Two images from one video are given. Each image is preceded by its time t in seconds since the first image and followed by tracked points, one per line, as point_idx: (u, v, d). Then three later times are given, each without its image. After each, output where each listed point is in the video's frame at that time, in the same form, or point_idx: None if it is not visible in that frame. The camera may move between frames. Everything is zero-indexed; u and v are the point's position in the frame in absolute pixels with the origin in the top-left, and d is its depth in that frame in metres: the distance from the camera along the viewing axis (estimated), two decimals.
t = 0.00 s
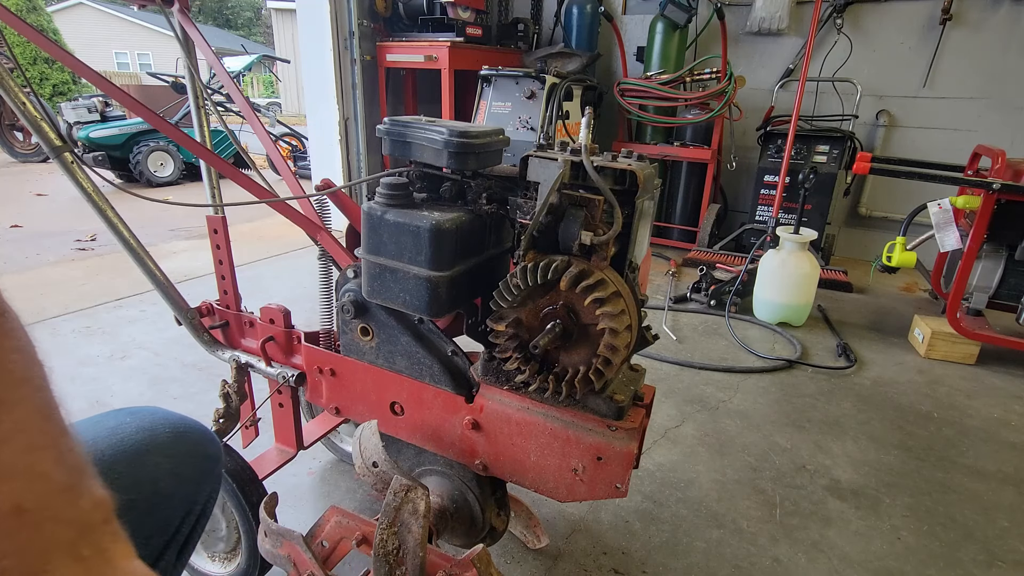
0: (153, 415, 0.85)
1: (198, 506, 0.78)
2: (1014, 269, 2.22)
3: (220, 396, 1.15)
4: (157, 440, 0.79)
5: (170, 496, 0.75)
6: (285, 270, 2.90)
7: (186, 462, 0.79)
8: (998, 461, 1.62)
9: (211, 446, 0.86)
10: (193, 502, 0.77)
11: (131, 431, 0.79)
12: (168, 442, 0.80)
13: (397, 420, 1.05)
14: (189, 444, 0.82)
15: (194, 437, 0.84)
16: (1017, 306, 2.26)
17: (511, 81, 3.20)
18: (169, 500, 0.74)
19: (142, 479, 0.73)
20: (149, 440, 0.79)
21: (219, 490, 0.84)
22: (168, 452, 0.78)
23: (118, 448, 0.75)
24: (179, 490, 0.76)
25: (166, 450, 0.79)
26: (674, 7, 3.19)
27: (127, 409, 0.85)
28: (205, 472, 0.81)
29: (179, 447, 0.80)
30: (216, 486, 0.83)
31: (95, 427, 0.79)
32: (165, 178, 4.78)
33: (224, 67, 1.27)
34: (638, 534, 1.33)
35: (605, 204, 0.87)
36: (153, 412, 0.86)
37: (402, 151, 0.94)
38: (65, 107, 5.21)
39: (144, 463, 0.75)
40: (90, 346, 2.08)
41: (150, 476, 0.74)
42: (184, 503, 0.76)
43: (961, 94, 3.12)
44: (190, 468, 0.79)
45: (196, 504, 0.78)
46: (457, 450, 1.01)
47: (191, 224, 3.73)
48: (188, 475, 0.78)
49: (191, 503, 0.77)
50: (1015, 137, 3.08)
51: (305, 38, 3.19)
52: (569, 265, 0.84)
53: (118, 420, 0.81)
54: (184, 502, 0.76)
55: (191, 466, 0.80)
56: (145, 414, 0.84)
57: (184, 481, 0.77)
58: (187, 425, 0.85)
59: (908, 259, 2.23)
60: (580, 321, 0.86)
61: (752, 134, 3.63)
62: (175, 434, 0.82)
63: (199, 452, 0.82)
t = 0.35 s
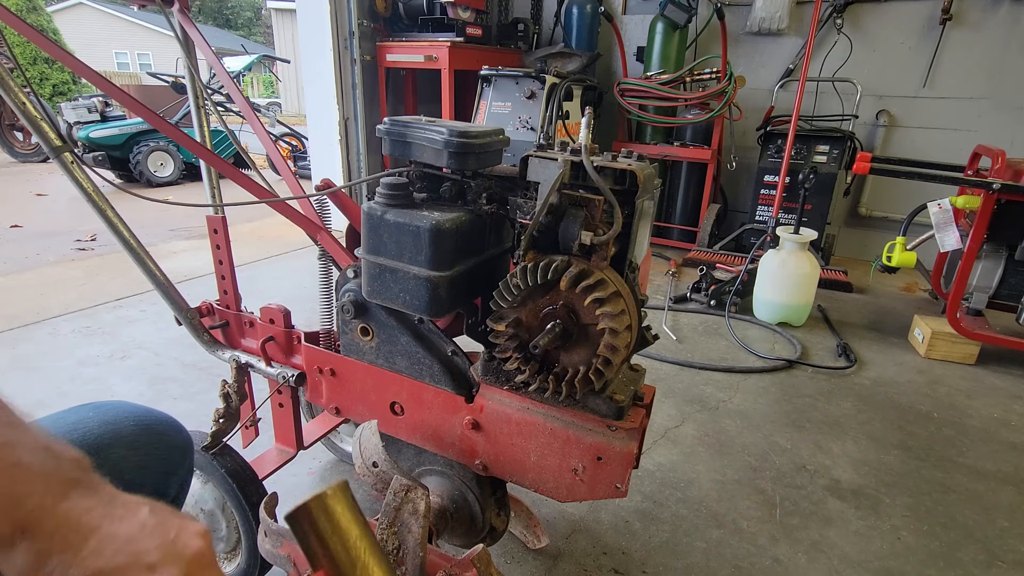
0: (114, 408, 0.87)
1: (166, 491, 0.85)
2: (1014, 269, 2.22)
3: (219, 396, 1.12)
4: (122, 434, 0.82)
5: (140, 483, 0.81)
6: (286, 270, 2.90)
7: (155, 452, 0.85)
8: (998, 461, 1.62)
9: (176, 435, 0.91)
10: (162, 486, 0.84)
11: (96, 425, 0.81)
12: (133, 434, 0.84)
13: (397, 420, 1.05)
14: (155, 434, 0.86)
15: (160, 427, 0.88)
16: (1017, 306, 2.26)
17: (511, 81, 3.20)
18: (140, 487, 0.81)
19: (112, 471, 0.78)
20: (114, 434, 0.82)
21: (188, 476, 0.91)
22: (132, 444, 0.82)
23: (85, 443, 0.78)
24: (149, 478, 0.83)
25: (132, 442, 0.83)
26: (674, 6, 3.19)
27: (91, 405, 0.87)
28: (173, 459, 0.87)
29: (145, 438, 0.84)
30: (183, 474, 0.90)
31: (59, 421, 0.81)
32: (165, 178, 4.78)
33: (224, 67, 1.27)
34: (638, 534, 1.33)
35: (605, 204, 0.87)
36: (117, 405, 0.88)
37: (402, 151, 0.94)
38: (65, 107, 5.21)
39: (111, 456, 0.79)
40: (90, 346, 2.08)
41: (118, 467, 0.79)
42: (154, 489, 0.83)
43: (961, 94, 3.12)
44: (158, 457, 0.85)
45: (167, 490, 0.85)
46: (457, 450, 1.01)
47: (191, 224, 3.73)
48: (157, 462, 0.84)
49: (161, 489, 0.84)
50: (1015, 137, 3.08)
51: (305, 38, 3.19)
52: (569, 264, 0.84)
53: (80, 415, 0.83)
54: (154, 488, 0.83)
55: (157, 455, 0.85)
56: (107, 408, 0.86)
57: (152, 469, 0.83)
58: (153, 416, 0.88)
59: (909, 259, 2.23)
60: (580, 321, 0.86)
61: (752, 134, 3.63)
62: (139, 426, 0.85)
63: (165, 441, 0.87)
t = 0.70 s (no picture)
0: (110, 408, 0.77)
1: (159, 496, 0.74)
2: (1014, 269, 2.22)
3: (220, 396, 1.12)
4: (114, 433, 0.72)
5: (129, 489, 0.70)
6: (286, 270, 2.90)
7: (145, 454, 0.74)
8: (998, 461, 1.62)
9: (172, 435, 0.80)
10: (152, 493, 0.73)
11: (86, 426, 0.71)
12: (126, 435, 0.73)
13: (397, 420, 1.05)
14: (150, 435, 0.76)
15: (155, 428, 0.78)
16: (1017, 306, 2.26)
17: (511, 81, 3.20)
18: (127, 493, 0.70)
19: (97, 475, 0.68)
20: (105, 434, 0.71)
21: (183, 481, 0.79)
22: (126, 443, 0.73)
23: (74, 444, 0.68)
24: (138, 482, 0.72)
25: (123, 442, 0.72)
26: (674, 7, 3.19)
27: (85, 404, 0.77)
28: (166, 462, 0.76)
29: (136, 436, 0.74)
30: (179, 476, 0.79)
31: (44, 424, 0.71)
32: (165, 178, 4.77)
33: (224, 67, 1.27)
34: (638, 534, 1.33)
35: (605, 205, 0.87)
36: (108, 404, 0.78)
37: (402, 151, 0.94)
38: (65, 107, 5.21)
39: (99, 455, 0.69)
40: (90, 346, 2.08)
41: (106, 469, 0.69)
42: (144, 496, 0.72)
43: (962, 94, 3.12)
44: (150, 459, 0.74)
45: (159, 496, 0.74)
46: (457, 450, 1.01)
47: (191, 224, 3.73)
48: (148, 465, 0.74)
49: (151, 495, 0.73)
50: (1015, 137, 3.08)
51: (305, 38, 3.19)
52: (569, 264, 0.84)
53: (73, 415, 0.74)
54: (145, 494, 0.72)
55: (151, 457, 0.75)
56: (102, 407, 0.76)
57: (143, 472, 0.73)
58: (145, 414, 0.78)
59: (908, 259, 2.23)
60: (580, 321, 0.86)
61: (751, 134, 3.64)
62: (133, 426, 0.75)
63: (159, 441, 0.77)
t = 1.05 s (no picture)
0: (121, 407, 0.76)
1: (168, 492, 0.72)
2: (1014, 269, 2.22)
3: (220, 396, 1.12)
4: (125, 430, 0.71)
5: (139, 485, 0.68)
6: (286, 270, 2.91)
7: (155, 451, 0.72)
8: (999, 461, 1.62)
9: (182, 434, 0.78)
10: (162, 490, 0.71)
11: (99, 424, 0.70)
12: (137, 432, 0.72)
13: (396, 420, 1.05)
14: (160, 434, 0.74)
15: (165, 426, 0.76)
16: (1017, 306, 2.26)
17: (511, 81, 3.20)
18: (138, 488, 0.68)
19: (108, 470, 0.66)
20: (116, 433, 0.70)
21: (192, 479, 0.77)
22: (137, 440, 0.71)
23: (86, 441, 0.67)
24: (148, 478, 0.69)
25: (134, 439, 0.70)
26: (674, 7, 3.19)
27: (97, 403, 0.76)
28: (176, 459, 0.74)
29: (145, 434, 0.72)
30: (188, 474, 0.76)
31: (54, 421, 0.69)
32: (166, 178, 4.78)
33: (224, 67, 1.27)
34: (638, 534, 1.33)
35: (605, 205, 0.87)
36: (120, 403, 0.76)
37: (402, 151, 0.94)
38: (65, 108, 5.22)
39: (109, 451, 0.67)
40: (90, 346, 2.08)
41: (117, 465, 0.67)
42: (154, 492, 0.70)
43: (962, 94, 3.12)
44: (161, 456, 0.72)
45: (168, 492, 0.72)
46: (457, 450, 1.01)
47: (191, 224, 3.73)
48: (158, 461, 0.71)
49: (161, 491, 0.71)
50: (1015, 137, 3.08)
51: (305, 38, 3.19)
52: (569, 265, 0.84)
53: (85, 412, 0.72)
54: (154, 489, 0.70)
55: (162, 454, 0.72)
56: (114, 405, 0.75)
57: (154, 467, 0.70)
58: (154, 412, 0.77)
59: (908, 259, 2.23)
60: (580, 321, 0.86)
61: (752, 134, 3.64)
62: (145, 425, 0.73)
63: (168, 439, 0.74)
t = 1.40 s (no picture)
0: (205, 408, 0.74)
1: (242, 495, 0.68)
2: (1014, 269, 2.22)
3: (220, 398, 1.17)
4: (211, 430, 0.69)
5: (219, 485, 0.66)
6: (286, 270, 2.91)
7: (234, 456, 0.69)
8: (999, 461, 1.62)
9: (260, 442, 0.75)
10: (238, 491, 0.67)
11: (189, 423, 0.69)
12: (222, 434, 0.69)
13: (396, 420, 1.05)
14: (240, 438, 0.71)
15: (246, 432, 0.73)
16: (1017, 307, 2.26)
17: (511, 81, 3.20)
18: (215, 489, 0.65)
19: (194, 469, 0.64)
20: (202, 433, 0.68)
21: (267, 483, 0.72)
22: (222, 442, 0.69)
23: (177, 438, 0.66)
24: (228, 478, 0.67)
25: (216, 442, 0.68)
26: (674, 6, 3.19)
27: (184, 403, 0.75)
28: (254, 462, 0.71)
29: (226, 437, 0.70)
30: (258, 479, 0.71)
31: (148, 416, 0.69)
32: (165, 178, 4.78)
33: (224, 67, 1.27)
34: (638, 534, 1.33)
35: (605, 205, 0.87)
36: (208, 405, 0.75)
37: (402, 151, 0.94)
38: (65, 107, 5.22)
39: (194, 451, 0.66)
40: (90, 346, 2.08)
41: (202, 465, 0.65)
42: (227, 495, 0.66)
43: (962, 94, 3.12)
44: (237, 460, 0.69)
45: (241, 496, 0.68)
46: (457, 450, 1.01)
47: (191, 224, 3.73)
48: (234, 465, 0.68)
49: (237, 493, 0.67)
50: (1015, 137, 3.08)
51: (305, 38, 3.19)
52: (569, 264, 0.84)
53: (174, 411, 0.71)
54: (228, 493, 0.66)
55: (242, 457, 0.70)
56: (200, 406, 0.73)
57: (230, 471, 0.67)
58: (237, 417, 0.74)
59: (908, 259, 2.23)
60: (579, 321, 0.86)
61: (751, 134, 3.64)
62: (230, 426, 0.71)
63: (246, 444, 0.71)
